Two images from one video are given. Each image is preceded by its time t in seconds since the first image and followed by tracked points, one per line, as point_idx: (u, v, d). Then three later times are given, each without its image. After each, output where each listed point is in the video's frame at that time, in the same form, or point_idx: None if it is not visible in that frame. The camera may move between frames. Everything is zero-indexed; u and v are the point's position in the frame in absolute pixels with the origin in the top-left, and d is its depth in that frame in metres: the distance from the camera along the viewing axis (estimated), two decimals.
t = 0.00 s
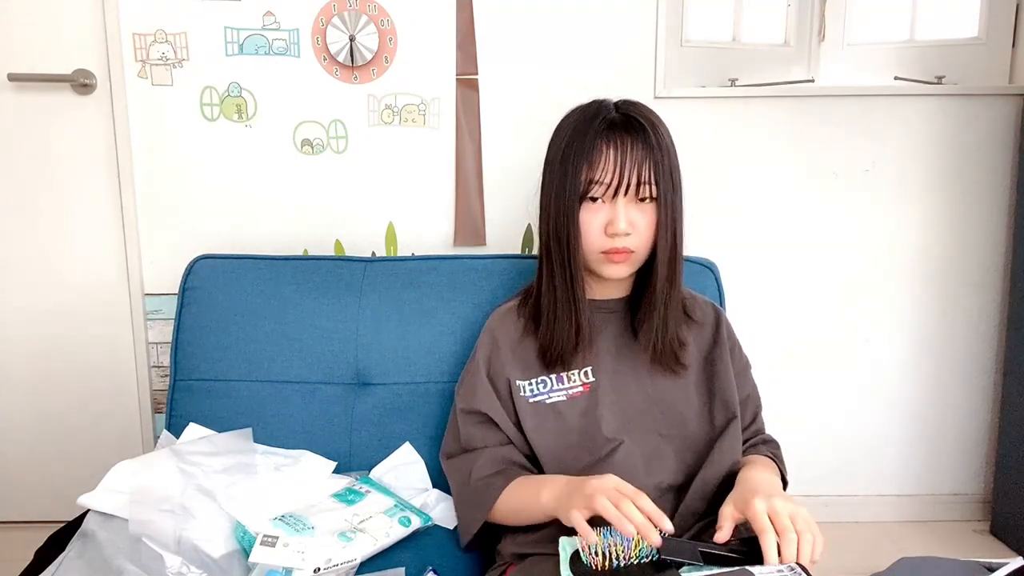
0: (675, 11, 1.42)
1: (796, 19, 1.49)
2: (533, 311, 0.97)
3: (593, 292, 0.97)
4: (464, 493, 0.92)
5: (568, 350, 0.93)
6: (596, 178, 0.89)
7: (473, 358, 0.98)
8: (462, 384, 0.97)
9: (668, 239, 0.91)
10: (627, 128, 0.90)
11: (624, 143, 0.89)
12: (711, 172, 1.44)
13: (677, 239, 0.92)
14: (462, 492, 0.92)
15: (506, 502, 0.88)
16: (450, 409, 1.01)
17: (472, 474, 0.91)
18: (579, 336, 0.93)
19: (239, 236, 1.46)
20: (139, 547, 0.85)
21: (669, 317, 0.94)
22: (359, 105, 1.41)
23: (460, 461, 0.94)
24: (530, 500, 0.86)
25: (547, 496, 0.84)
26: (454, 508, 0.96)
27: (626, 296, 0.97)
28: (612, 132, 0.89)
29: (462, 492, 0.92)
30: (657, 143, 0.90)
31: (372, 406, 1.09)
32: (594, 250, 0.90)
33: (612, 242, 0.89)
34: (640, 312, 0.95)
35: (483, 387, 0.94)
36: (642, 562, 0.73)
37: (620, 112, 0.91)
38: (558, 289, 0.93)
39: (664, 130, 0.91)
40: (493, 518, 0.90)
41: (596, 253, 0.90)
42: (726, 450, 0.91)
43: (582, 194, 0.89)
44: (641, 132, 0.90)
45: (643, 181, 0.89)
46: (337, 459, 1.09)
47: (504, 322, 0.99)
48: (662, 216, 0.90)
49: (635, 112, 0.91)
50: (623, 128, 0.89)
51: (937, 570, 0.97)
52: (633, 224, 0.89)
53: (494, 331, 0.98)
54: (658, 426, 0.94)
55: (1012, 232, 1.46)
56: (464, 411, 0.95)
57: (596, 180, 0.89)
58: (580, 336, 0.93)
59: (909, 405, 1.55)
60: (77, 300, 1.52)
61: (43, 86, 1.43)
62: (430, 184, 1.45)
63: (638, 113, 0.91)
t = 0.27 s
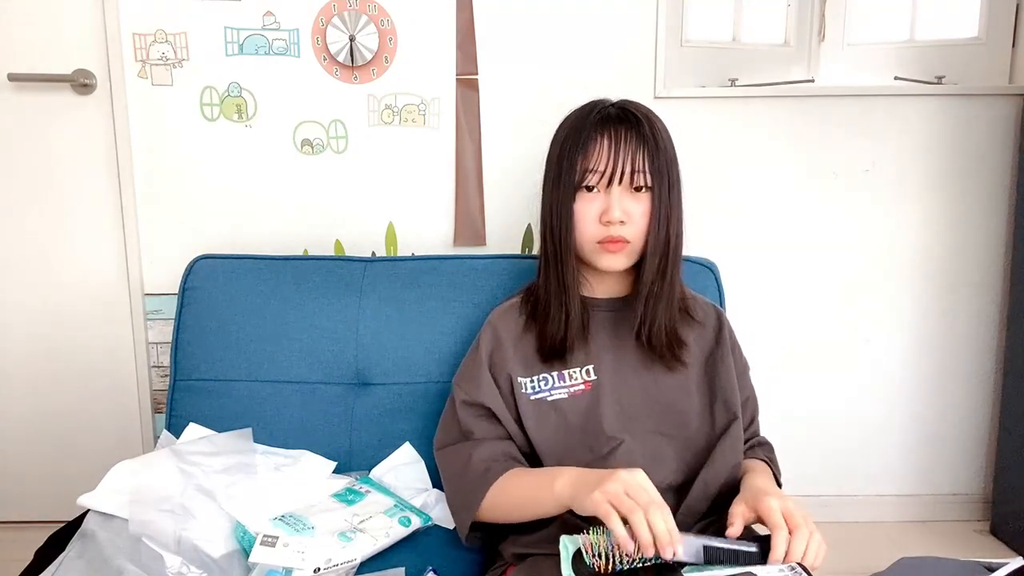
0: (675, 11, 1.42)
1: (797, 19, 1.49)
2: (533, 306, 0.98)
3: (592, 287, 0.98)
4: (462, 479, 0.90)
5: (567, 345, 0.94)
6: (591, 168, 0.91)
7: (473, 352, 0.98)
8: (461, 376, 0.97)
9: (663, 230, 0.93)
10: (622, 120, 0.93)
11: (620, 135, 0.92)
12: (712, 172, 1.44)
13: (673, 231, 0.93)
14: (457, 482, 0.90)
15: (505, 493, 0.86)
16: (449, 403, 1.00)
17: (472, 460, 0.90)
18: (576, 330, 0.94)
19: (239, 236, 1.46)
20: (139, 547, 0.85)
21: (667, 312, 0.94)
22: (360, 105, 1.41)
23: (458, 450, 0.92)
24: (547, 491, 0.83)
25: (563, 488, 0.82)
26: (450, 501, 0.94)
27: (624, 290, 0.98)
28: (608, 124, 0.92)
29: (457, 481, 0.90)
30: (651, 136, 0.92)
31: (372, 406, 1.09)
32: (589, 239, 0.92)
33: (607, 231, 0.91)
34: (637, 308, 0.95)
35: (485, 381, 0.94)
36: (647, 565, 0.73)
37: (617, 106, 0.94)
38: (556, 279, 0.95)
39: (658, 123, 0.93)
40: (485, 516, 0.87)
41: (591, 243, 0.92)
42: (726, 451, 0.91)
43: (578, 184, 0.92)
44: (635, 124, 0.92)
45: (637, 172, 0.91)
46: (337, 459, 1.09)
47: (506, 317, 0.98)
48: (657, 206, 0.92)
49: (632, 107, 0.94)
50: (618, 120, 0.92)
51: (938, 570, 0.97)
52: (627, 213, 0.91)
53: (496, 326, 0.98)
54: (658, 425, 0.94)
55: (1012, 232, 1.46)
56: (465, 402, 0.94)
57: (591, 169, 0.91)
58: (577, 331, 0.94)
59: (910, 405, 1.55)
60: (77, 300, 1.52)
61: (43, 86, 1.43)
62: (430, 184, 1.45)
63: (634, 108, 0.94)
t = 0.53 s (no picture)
0: (675, 11, 1.42)
1: (797, 19, 1.49)
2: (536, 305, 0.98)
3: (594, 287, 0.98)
4: (458, 481, 0.91)
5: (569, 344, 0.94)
6: (592, 164, 0.92)
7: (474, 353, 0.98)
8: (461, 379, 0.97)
9: (665, 226, 0.93)
10: (623, 117, 0.93)
11: (621, 132, 0.92)
12: (712, 173, 1.44)
13: (675, 228, 0.93)
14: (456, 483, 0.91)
15: (491, 490, 0.86)
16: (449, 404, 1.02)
17: (464, 462, 0.91)
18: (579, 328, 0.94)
19: (238, 236, 1.46)
20: (139, 547, 0.85)
21: (669, 312, 0.95)
22: (359, 105, 1.41)
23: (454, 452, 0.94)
24: (518, 487, 0.83)
25: (530, 480, 0.82)
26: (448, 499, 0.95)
27: (628, 290, 0.98)
28: (609, 121, 0.93)
29: (455, 479, 0.91)
30: (652, 132, 0.93)
31: (372, 407, 1.09)
32: (590, 235, 0.92)
33: (608, 226, 0.91)
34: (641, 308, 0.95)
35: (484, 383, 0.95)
36: (645, 561, 0.72)
37: (619, 105, 0.95)
38: (557, 277, 0.95)
39: (659, 122, 0.94)
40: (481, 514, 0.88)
41: (592, 239, 0.92)
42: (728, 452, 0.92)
43: (579, 180, 0.92)
44: (636, 122, 0.93)
45: (638, 167, 0.92)
46: (338, 459, 1.09)
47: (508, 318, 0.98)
48: (658, 201, 0.92)
49: (633, 106, 0.95)
50: (619, 117, 0.93)
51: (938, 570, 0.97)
52: (628, 208, 0.91)
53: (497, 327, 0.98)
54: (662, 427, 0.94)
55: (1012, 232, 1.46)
56: (462, 405, 0.95)
57: (592, 165, 0.92)
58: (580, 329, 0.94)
59: (910, 405, 1.55)
60: (77, 300, 1.52)
61: (43, 86, 1.43)
62: (430, 184, 1.45)
63: (636, 106, 0.95)
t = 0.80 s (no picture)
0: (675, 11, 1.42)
1: (796, 18, 1.49)
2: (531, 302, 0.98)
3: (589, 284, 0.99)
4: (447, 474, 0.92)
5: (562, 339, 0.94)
6: (581, 160, 0.93)
7: (470, 350, 0.99)
8: (457, 374, 0.99)
9: (655, 220, 0.93)
10: (613, 116, 0.96)
11: (610, 130, 0.94)
12: (712, 173, 1.44)
13: (666, 223, 0.94)
14: (445, 472, 0.93)
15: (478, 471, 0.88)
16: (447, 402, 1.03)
17: (451, 454, 0.92)
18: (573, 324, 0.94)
19: (238, 236, 1.46)
20: (139, 547, 0.85)
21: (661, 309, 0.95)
22: (360, 105, 1.41)
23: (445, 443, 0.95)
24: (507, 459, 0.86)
25: (506, 472, 0.87)
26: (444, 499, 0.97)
27: (621, 287, 0.99)
28: (598, 120, 0.95)
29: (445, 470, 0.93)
30: (640, 129, 0.95)
31: (372, 406, 1.10)
32: (581, 229, 0.92)
33: (598, 220, 0.91)
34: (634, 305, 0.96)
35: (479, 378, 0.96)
36: (646, 561, 0.71)
37: (608, 105, 0.97)
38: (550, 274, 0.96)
39: (648, 120, 0.96)
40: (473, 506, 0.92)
41: (583, 233, 0.92)
42: (725, 451, 0.92)
43: (569, 177, 0.93)
44: (624, 120, 0.95)
45: (626, 162, 0.93)
46: (338, 459, 1.09)
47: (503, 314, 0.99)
48: (648, 195, 0.93)
49: (623, 106, 0.97)
50: (607, 117, 0.95)
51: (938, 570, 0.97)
52: (618, 202, 0.91)
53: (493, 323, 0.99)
54: (657, 424, 0.94)
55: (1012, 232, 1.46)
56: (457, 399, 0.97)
57: (581, 162, 0.93)
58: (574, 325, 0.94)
59: (910, 405, 1.55)
60: (76, 300, 1.52)
61: (43, 86, 1.43)
62: (430, 184, 1.45)
63: (624, 106, 0.97)
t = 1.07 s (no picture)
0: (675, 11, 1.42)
1: (797, 18, 1.49)
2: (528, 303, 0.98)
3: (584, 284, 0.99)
4: (447, 472, 0.93)
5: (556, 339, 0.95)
6: (575, 160, 0.94)
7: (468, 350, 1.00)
8: (455, 374, 0.99)
9: (648, 218, 0.93)
10: (606, 117, 0.96)
11: (603, 129, 0.95)
12: (712, 173, 1.44)
13: (659, 221, 0.94)
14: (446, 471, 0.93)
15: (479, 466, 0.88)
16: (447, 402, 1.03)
17: (451, 451, 0.93)
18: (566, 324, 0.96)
19: (239, 236, 1.46)
20: (139, 547, 0.85)
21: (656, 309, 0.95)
22: (360, 105, 1.41)
23: (445, 443, 0.95)
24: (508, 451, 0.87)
25: (508, 472, 0.88)
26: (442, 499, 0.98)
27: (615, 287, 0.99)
28: (592, 121, 0.96)
29: (446, 470, 0.93)
30: (633, 128, 0.95)
31: (371, 407, 1.10)
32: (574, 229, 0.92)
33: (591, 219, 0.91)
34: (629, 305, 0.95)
35: (476, 378, 0.96)
36: (646, 562, 0.71)
37: (602, 106, 0.98)
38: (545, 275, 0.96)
39: (642, 120, 0.96)
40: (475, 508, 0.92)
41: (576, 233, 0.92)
42: (723, 450, 0.92)
43: (563, 177, 0.94)
44: (617, 120, 0.96)
45: (618, 162, 0.93)
46: (337, 459, 1.09)
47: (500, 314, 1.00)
48: (640, 194, 0.93)
49: (617, 106, 0.98)
50: (600, 117, 0.96)
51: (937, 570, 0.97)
52: (611, 201, 0.91)
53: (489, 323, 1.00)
54: (654, 423, 0.94)
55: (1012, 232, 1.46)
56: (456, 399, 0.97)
57: (574, 162, 0.94)
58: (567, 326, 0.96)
59: (910, 405, 1.55)
60: (76, 300, 1.52)
61: (43, 86, 1.43)
62: (430, 184, 1.45)
63: (617, 106, 0.98)
